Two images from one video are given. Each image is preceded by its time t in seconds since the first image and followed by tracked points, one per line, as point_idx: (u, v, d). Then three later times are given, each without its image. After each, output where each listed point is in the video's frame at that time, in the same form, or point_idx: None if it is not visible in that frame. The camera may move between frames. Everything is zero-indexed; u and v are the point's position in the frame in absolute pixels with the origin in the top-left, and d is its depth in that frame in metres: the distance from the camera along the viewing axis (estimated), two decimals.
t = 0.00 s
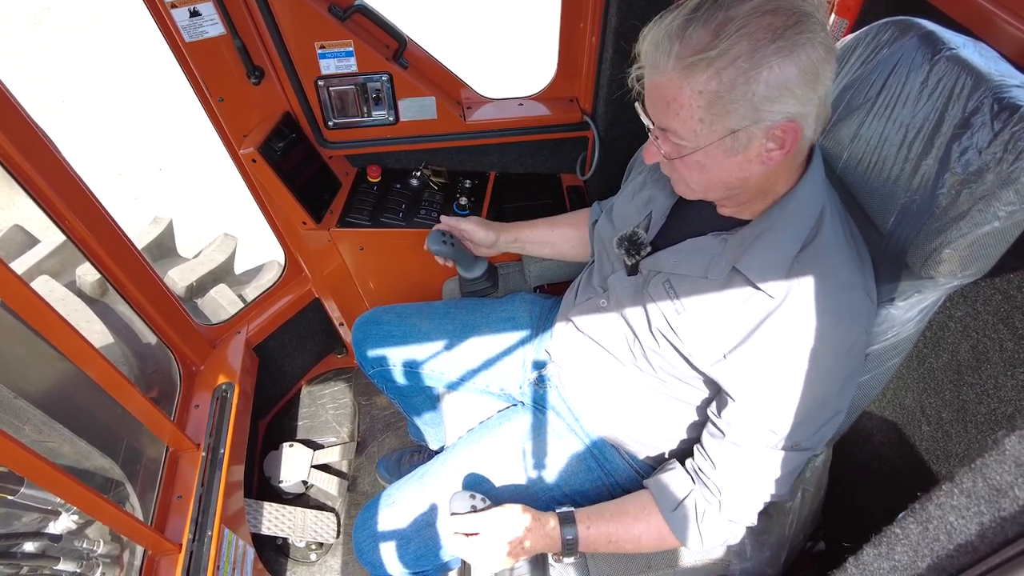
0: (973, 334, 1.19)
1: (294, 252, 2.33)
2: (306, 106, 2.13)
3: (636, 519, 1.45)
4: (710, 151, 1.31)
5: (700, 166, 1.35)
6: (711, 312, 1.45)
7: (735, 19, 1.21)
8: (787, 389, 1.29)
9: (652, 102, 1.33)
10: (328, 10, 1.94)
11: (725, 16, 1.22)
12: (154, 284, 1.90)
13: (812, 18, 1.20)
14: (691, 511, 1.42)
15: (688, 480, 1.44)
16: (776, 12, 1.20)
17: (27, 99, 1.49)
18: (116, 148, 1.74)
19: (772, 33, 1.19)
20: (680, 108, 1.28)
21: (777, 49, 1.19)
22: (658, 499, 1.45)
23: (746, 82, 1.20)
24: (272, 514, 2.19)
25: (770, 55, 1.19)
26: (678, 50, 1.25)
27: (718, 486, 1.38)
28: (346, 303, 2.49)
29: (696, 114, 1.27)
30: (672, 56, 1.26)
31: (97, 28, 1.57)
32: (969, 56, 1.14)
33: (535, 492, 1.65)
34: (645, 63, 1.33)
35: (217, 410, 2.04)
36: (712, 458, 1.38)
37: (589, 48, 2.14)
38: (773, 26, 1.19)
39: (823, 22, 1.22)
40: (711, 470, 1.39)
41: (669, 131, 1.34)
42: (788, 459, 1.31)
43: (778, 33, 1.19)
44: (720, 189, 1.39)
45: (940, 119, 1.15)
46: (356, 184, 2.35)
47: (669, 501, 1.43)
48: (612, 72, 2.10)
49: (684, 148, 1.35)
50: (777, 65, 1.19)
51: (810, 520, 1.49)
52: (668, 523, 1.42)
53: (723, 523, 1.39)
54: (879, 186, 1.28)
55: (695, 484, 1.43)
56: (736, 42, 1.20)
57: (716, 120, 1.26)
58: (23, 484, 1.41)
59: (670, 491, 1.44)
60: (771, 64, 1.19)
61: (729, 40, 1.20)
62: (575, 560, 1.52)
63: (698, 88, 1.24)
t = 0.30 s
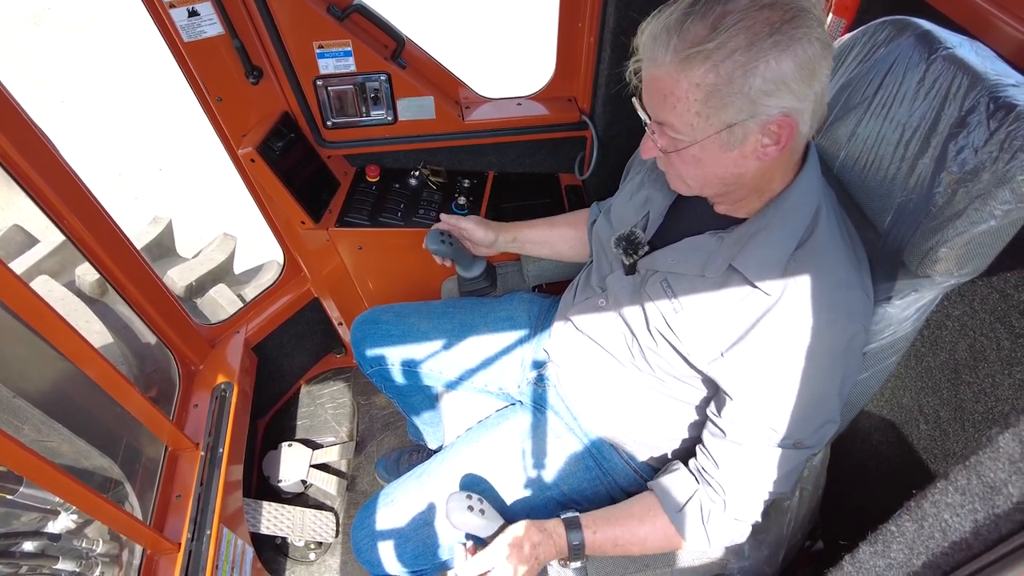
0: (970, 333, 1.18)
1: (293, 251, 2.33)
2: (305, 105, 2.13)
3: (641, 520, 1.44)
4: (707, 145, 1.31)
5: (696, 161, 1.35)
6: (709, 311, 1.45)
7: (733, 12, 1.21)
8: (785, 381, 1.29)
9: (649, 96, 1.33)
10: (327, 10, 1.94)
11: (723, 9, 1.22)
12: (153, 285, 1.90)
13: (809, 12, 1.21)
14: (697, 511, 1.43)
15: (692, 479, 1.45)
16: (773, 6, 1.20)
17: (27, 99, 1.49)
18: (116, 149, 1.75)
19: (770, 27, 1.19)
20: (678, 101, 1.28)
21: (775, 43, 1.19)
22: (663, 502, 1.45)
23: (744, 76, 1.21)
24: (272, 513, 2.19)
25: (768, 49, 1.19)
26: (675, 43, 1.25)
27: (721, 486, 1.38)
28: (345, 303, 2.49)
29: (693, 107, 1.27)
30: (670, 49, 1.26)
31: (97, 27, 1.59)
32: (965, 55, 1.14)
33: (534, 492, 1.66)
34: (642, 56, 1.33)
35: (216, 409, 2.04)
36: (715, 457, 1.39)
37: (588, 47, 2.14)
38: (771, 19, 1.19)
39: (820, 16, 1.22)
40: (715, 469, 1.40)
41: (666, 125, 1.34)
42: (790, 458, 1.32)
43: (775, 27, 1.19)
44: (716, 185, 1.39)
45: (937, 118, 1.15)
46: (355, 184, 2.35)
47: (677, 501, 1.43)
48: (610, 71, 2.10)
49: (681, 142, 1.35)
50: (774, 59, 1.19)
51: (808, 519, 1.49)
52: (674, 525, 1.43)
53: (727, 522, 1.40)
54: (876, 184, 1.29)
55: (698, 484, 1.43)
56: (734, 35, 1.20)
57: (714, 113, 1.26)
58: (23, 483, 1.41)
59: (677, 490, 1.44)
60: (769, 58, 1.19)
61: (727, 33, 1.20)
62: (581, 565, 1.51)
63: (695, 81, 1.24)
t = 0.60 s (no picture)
0: (969, 332, 1.18)
1: (292, 251, 2.33)
2: (304, 105, 2.13)
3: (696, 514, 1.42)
4: (692, 147, 1.32)
5: (684, 162, 1.36)
6: (711, 312, 1.45)
7: (719, 18, 1.21)
8: (780, 380, 1.32)
9: (640, 96, 1.34)
10: (326, 9, 1.94)
11: (710, 13, 1.21)
12: (153, 285, 1.90)
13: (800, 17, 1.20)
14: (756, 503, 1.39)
15: (745, 472, 1.42)
16: (761, 11, 1.19)
17: (27, 100, 1.49)
18: (115, 148, 1.76)
19: (756, 33, 1.19)
20: (663, 103, 1.30)
21: (758, 50, 1.19)
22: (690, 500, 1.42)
23: (727, 82, 1.21)
24: (271, 513, 2.19)
25: (751, 56, 1.19)
26: (661, 47, 1.26)
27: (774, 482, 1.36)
28: (344, 303, 2.49)
29: (677, 110, 1.28)
30: (656, 52, 1.27)
31: (98, 28, 1.61)
32: (964, 54, 1.14)
33: (534, 492, 1.66)
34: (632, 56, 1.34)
35: (216, 408, 2.05)
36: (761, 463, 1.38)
37: (587, 46, 2.13)
38: (756, 26, 1.19)
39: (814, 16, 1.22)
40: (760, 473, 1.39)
41: (654, 126, 1.35)
42: (825, 450, 1.30)
43: (760, 34, 1.19)
44: (706, 186, 1.40)
45: (936, 116, 1.15)
46: (354, 183, 2.35)
47: (735, 495, 1.39)
48: (609, 70, 2.10)
49: (667, 142, 1.36)
50: (757, 67, 1.19)
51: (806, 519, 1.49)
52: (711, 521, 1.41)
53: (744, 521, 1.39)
54: (875, 183, 1.29)
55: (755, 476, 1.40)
56: (718, 41, 1.20)
57: (696, 117, 1.27)
58: (22, 483, 1.42)
59: (734, 483, 1.41)
60: (751, 65, 1.19)
61: (711, 39, 1.20)
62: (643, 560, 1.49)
63: (678, 85, 1.25)
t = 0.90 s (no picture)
0: (968, 332, 1.18)
1: (291, 251, 2.33)
2: (302, 104, 2.13)
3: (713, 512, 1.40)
4: (728, 153, 1.28)
5: (715, 171, 1.32)
6: (710, 312, 1.45)
7: (739, 16, 1.21)
8: (774, 387, 1.33)
9: (659, 111, 1.29)
10: (323, 9, 1.93)
11: (728, 15, 1.22)
12: (152, 286, 1.91)
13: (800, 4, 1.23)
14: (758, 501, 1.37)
15: (746, 469, 1.41)
16: (769, 3, 1.22)
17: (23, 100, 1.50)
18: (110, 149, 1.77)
19: (777, 25, 1.20)
20: (696, 114, 1.25)
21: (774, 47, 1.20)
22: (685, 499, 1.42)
23: (762, 75, 1.20)
24: (269, 513, 2.19)
25: (781, 45, 1.20)
26: (687, 55, 1.23)
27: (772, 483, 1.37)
28: (343, 303, 2.49)
29: (714, 117, 1.24)
30: (681, 61, 1.23)
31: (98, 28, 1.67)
32: (963, 53, 1.14)
33: (531, 492, 1.65)
34: (646, 74, 1.30)
35: (214, 408, 2.05)
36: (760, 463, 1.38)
37: (585, 46, 2.13)
38: (776, 18, 1.20)
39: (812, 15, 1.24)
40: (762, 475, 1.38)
41: (680, 140, 1.31)
42: (827, 450, 1.30)
43: (783, 24, 1.20)
44: (728, 194, 1.37)
45: (934, 116, 1.15)
46: (352, 183, 2.35)
47: (735, 491, 1.39)
48: (607, 70, 2.09)
49: (697, 155, 1.31)
50: (788, 54, 1.20)
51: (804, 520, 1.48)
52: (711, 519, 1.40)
53: (734, 522, 1.38)
54: (874, 183, 1.28)
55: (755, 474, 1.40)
56: (745, 39, 1.20)
57: (734, 120, 1.23)
58: (19, 483, 1.40)
59: (734, 480, 1.40)
60: (783, 53, 1.20)
61: (737, 37, 1.20)
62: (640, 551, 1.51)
63: (713, 89, 1.22)
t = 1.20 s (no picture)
0: (968, 331, 1.18)
1: (290, 251, 2.32)
2: (301, 103, 2.12)
3: (634, 530, 1.39)
4: (722, 149, 1.28)
5: (710, 169, 1.32)
6: (703, 310, 1.45)
7: (729, 12, 1.21)
8: (779, 384, 1.28)
9: (653, 108, 1.29)
10: (323, 8, 1.93)
11: (718, 10, 1.22)
12: (152, 286, 1.91)
13: None
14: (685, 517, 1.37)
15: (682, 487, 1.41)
16: None
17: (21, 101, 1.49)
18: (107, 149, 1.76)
19: (769, 18, 1.20)
20: (688, 110, 1.25)
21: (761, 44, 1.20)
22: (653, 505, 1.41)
23: (755, 70, 1.20)
24: (269, 513, 2.19)
25: (773, 39, 1.20)
26: (679, 52, 1.23)
27: (714, 491, 1.36)
28: (342, 303, 2.49)
29: (707, 112, 1.24)
30: (673, 57, 1.23)
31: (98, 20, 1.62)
32: (963, 52, 1.14)
33: (531, 493, 1.66)
34: (638, 71, 1.30)
35: (214, 408, 2.04)
36: (710, 462, 1.37)
37: (585, 45, 2.12)
38: (767, 11, 1.20)
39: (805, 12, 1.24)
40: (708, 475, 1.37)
41: (673, 137, 1.30)
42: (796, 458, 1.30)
43: (774, 18, 1.20)
44: (729, 189, 1.36)
45: (935, 115, 1.15)
46: (351, 183, 2.34)
47: (663, 507, 1.39)
48: (606, 70, 2.09)
49: (692, 152, 1.30)
50: (779, 48, 1.20)
51: (805, 520, 1.48)
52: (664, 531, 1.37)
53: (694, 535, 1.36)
54: (874, 182, 1.28)
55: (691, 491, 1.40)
56: (736, 34, 1.20)
57: (728, 115, 1.23)
58: (19, 483, 1.39)
59: (666, 496, 1.41)
60: (775, 47, 1.20)
61: (729, 32, 1.20)
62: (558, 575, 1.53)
63: (706, 84, 1.22)
